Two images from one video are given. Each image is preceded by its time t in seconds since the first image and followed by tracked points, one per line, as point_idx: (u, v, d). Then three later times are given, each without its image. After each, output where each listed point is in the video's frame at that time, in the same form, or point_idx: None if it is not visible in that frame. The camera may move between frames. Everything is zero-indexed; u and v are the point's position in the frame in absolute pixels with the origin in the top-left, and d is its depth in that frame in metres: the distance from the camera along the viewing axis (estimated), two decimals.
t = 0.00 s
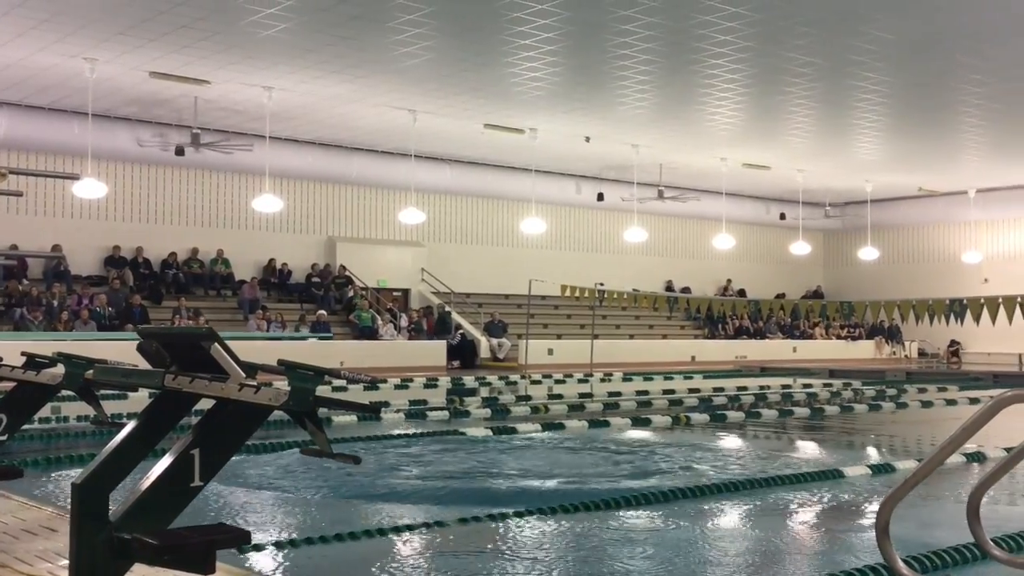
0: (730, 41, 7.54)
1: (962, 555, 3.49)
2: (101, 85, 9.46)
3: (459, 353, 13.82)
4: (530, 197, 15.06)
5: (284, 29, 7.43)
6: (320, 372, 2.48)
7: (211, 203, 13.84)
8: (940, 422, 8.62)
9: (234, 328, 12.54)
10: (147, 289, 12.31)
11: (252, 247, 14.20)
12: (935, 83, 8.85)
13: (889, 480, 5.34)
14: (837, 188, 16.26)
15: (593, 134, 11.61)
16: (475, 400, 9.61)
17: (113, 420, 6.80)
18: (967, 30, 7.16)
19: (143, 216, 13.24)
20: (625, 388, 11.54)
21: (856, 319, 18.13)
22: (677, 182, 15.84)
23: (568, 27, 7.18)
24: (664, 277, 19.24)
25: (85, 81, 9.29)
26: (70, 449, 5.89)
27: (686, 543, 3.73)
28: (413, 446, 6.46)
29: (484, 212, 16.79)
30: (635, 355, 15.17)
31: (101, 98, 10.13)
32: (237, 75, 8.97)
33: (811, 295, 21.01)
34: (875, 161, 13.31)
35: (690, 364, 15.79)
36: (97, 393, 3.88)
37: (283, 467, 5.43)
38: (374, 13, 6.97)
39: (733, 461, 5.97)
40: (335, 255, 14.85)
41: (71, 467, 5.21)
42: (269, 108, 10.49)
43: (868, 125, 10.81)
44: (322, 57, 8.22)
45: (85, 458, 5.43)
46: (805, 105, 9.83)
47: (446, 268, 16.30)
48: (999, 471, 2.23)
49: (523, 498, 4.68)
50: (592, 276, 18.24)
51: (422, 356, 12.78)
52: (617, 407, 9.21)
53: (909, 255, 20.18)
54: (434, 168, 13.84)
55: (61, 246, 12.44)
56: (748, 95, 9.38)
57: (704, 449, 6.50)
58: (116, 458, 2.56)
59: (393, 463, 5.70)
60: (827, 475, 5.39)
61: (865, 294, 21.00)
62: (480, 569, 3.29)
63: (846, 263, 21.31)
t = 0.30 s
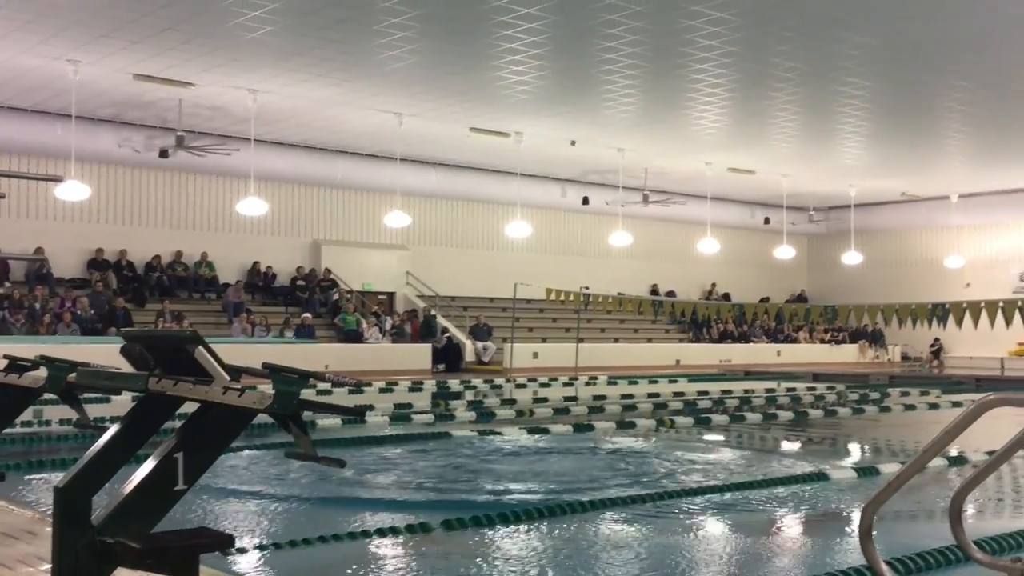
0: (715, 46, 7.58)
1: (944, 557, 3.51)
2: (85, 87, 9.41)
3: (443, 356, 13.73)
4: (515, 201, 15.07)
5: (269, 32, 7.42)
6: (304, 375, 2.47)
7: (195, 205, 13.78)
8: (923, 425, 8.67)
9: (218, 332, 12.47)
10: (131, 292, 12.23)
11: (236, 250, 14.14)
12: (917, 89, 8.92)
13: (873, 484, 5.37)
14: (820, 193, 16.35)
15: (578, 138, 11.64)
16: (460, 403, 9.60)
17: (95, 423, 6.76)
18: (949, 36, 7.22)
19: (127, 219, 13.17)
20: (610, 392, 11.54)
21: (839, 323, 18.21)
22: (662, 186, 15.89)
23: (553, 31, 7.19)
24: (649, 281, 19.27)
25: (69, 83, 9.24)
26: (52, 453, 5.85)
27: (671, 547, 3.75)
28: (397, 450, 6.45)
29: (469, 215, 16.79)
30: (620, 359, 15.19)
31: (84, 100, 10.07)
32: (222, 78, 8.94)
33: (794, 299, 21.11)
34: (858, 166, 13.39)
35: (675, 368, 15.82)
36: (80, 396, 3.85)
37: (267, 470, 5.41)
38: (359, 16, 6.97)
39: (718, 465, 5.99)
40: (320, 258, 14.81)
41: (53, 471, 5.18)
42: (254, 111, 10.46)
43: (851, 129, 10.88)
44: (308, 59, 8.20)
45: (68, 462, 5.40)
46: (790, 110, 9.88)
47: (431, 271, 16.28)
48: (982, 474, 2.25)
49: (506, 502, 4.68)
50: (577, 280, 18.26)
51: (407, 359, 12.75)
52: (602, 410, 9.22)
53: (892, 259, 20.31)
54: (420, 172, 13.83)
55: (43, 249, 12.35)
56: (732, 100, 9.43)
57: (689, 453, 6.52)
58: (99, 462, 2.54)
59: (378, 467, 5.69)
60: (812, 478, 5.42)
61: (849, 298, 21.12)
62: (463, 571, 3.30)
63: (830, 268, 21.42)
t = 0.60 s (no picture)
0: (703, 50, 7.60)
1: (930, 560, 3.53)
2: (71, 88, 9.36)
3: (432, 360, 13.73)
4: (503, 204, 15.08)
5: (257, 34, 7.40)
6: (292, 377, 2.47)
7: (182, 207, 13.73)
8: (909, 428, 8.71)
9: (205, 334, 12.43)
10: (117, 295, 12.18)
11: (223, 253, 14.09)
12: (903, 94, 8.97)
13: (859, 486, 5.41)
14: (806, 196, 16.43)
15: (566, 142, 11.66)
16: (448, 406, 9.58)
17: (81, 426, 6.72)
18: (935, 41, 7.26)
19: (113, 220, 13.11)
20: (597, 395, 11.56)
21: (825, 327, 18.31)
22: (649, 190, 15.94)
23: (541, 34, 7.20)
24: (637, 284, 19.31)
25: (55, 84, 9.19)
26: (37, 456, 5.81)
27: (659, 550, 3.76)
28: (385, 453, 6.44)
29: (457, 218, 16.79)
30: (608, 362, 15.19)
31: (70, 101, 10.02)
32: (210, 80, 8.92)
33: (781, 303, 21.20)
34: (844, 170, 13.47)
35: (662, 371, 15.85)
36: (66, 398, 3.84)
37: (253, 473, 5.40)
38: (348, 19, 6.96)
39: (707, 468, 5.99)
40: (308, 261, 14.77)
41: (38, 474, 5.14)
42: (242, 112, 10.43)
43: (838, 134, 10.93)
44: (295, 61, 8.18)
45: (53, 465, 5.36)
46: (777, 114, 9.92)
47: (419, 274, 16.27)
48: (964, 476, 2.35)
49: (495, 505, 4.68)
50: (565, 283, 18.30)
51: (395, 363, 12.72)
52: (589, 413, 9.23)
53: (878, 262, 20.42)
54: (408, 174, 13.82)
55: (29, 250, 12.28)
56: (720, 104, 9.46)
57: (676, 455, 6.53)
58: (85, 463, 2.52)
59: (365, 470, 5.67)
60: (798, 481, 5.45)
61: (835, 302, 21.24)
62: None
63: (817, 271, 21.53)
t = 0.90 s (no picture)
0: (697, 51, 7.62)
1: (923, 561, 3.54)
2: (65, 86, 9.35)
3: (426, 359, 13.84)
4: (497, 204, 15.09)
5: (252, 32, 7.39)
6: (285, 376, 2.46)
7: (175, 205, 13.70)
8: (901, 429, 8.74)
9: (199, 333, 12.42)
10: (110, 293, 12.16)
11: (217, 251, 14.06)
12: (897, 95, 9.00)
13: (851, 486, 5.43)
14: (801, 197, 16.45)
15: (561, 141, 11.66)
16: (442, 405, 9.58)
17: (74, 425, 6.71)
18: (929, 42, 7.29)
19: (106, 219, 13.09)
20: (591, 394, 11.57)
21: (819, 327, 18.35)
22: (644, 190, 15.95)
23: (536, 34, 7.21)
24: (631, 284, 19.34)
25: (49, 81, 9.17)
26: (30, 455, 5.80)
27: (650, 548, 3.77)
28: (378, 452, 6.44)
29: (451, 217, 16.79)
30: (601, 361, 15.21)
31: (64, 99, 10.00)
32: (204, 78, 8.91)
33: (775, 303, 21.25)
34: (839, 171, 13.49)
35: (656, 371, 15.86)
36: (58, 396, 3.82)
37: (247, 472, 5.40)
38: (343, 18, 6.96)
39: (700, 468, 6.01)
40: (302, 260, 14.76)
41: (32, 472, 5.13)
42: (236, 111, 10.42)
43: (832, 134, 10.96)
44: (290, 60, 8.18)
45: (46, 463, 5.34)
46: (771, 114, 9.94)
47: (413, 273, 16.27)
48: (957, 476, 2.39)
49: (489, 504, 4.69)
50: (559, 283, 18.31)
51: (388, 361, 12.71)
52: (583, 413, 9.25)
53: (871, 263, 20.48)
54: (402, 173, 13.81)
55: (21, 248, 12.25)
56: (714, 104, 9.48)
57: (669, 455, 6.54)
58: (78, 463, 2.52)
59: (359, 469, 5.67)
60: (790, 480, 5.46)
61: (827, 302, 21.31)
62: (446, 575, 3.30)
63: (810, 271, 21.58)
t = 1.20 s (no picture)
0: (695, 48, 7.62)
1: (917, 558, 3.55)
2: (62, 80, 9.34)
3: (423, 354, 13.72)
4: (495, 199, 15.09)
5: (249, 27, 7.39)
6: (281, 370, 2.47)
7: (171, 200, 13.68)
8: (897, 426, 8.76)
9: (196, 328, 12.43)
10: (107, 288, 12.15)
11: (213, 246, 14.04)
12: (894, 92, 9.01)
13: (847, 483, 5.43)
14: (798, 194, 16.46)
15: (558, 137, 11.66)
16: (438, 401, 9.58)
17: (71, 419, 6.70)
18: (926, 40, 7.30)
19: (103, 213, 13.06)
20: (587, 391, 11.58)
21: (815, 324, 18.36)
22: (641, 186, 15.95)
23: (534, 30, 7.21)
24: (628, 280, 19.34)
25: (46, 76, 9.15)
26: (26, 449, 5.80)
27: (646, 544, 3.78)
28: (374, 447, 6.44)
29: (448, 213, 16.78)
30: (598, 358, 15.21)
31: (61, 93, 9.98)
32: (201, 73, 8.90)
33: (772, 299, 21.27)
34: (836, 168, 13.50)
35: (652, 368, 15.87)
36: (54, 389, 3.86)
37: (243, 466, 5.41)
38: (341, 13, 6.95)
39: (697, 464, 6.02)
40: (298, 255, 14.75)
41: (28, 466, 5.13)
42: (233, 106, 10.41)
43: (829, 131, 10.96)
44: (287, 55, 8.17)
45: (41, 457, 5.34)
46: (769, 111, 9.94)
47: (410, 268, 16.27)
48: (952, 473, 2.40)
49: (486, 499, 4.69)
50: (555, 279, 18.32)
51: (385, 357, 12.72)
52: (579, 409, 9.26)
53: (868, 260, 20.51)
54: (400, 168, 13.80)
55: (17, 242, 12.23)
56: (711, 101, 9.48)
57: (666, 451, 6.56)
58: (75, 457, 2.52)
59: (355, 464, 5.67)
60: (786, 477, 5.47)
61: (823, 299, 21.36)
62: (442, 569, 3.31)
63: (807, 268, 21.61)
